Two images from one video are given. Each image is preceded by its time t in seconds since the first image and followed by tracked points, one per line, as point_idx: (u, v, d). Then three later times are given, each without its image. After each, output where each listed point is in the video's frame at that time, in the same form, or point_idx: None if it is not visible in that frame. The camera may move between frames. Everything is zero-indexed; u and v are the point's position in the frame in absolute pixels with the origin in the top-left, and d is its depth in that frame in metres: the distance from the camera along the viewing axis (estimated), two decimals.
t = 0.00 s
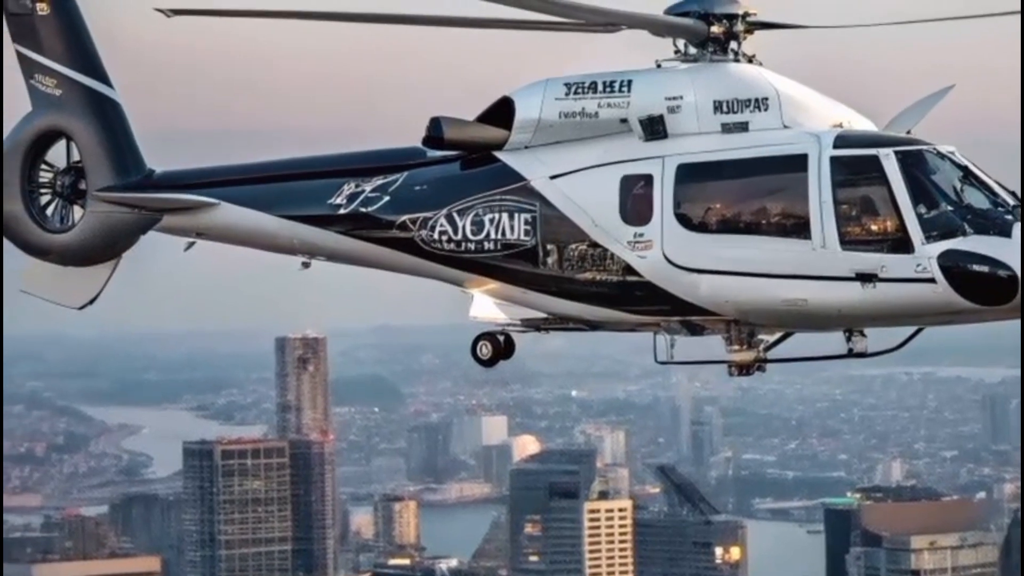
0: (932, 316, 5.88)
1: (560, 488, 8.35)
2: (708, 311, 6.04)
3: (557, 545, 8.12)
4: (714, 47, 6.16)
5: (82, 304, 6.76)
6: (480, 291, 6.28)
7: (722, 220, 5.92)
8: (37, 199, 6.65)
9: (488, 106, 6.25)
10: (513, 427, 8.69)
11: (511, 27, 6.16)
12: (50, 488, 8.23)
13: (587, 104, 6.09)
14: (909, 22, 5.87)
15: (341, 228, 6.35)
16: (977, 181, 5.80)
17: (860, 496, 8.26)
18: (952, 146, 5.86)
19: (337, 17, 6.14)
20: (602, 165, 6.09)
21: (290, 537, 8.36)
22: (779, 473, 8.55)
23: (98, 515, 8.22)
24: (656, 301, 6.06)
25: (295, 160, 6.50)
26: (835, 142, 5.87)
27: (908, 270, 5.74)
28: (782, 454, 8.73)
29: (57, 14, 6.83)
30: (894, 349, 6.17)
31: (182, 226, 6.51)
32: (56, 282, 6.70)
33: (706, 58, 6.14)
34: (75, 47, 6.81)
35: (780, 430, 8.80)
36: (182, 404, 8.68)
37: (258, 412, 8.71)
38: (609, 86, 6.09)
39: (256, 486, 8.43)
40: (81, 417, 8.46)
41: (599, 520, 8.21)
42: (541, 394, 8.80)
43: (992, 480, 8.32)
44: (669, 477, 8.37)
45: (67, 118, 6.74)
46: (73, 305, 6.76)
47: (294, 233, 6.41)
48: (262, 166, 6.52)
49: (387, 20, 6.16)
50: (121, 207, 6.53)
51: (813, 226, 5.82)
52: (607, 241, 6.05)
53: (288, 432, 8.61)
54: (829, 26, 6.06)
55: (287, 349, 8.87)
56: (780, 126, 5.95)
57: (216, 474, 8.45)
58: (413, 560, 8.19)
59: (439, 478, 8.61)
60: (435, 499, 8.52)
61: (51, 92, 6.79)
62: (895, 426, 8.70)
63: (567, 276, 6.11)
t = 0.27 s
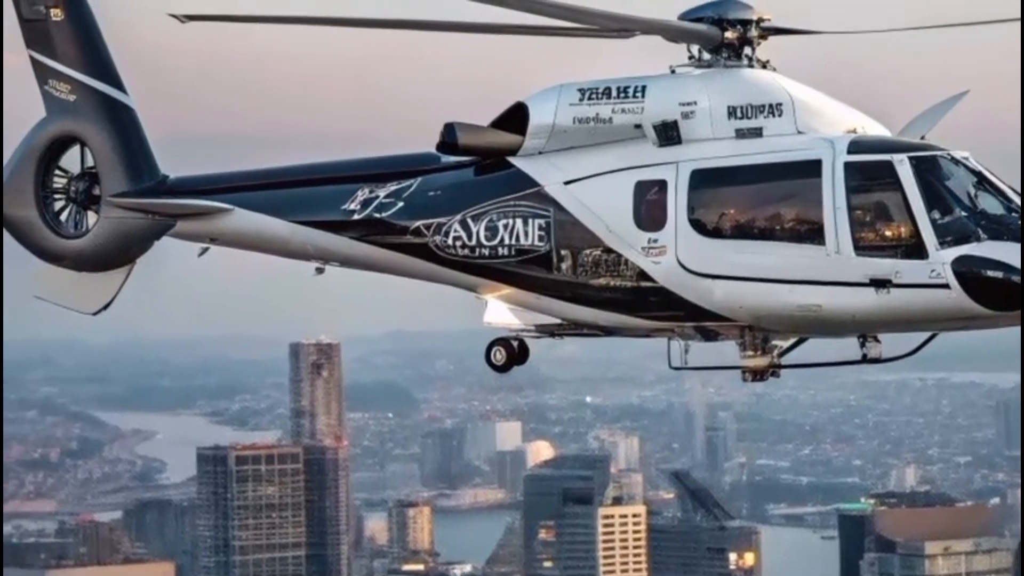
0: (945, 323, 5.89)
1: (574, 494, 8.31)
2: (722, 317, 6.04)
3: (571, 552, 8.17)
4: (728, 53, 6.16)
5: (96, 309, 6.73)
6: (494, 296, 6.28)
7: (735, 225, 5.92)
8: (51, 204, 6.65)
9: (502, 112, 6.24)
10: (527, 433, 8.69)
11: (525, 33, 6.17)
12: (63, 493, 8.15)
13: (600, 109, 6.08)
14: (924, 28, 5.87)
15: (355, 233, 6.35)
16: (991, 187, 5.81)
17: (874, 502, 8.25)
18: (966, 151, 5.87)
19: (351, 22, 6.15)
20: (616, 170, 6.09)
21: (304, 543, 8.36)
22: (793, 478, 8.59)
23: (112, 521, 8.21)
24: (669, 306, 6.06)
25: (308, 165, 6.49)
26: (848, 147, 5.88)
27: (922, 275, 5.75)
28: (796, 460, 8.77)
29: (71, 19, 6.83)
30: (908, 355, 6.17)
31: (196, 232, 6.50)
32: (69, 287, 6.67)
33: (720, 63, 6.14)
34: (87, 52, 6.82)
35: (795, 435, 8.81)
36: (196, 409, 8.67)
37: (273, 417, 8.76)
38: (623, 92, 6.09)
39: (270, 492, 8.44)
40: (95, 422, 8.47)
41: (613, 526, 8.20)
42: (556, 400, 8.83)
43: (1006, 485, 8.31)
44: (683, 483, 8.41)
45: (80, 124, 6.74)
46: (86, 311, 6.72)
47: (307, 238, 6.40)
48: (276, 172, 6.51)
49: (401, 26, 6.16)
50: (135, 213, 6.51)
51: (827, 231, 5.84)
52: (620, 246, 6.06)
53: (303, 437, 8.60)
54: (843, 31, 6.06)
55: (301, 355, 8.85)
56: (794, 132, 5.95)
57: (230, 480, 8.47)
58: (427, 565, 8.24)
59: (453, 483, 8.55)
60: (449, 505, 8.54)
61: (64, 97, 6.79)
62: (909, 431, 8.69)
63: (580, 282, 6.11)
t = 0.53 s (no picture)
0: (960, 328, 5.90)
1: (588, 500, 8.32)
2: (736, 323, 6.05)
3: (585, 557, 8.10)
4: (742, 59, 6.16)
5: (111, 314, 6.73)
6: (508, 302, 6.28)
7: (750, 231, 5.93)
8: (65, 211, 6.65)
9: (517, 117, 6.24)
10: (541, 438, 8.69)
11: (540, 38, 6.17)
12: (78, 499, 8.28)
13: (615, 115, 6.09)
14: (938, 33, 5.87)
15: (370, 238, 6.34)
16: (1005, 192, 5.82)
17: (888, 507, 8.19)
18: (981, 157, 5.88)
19: (365, 28, 6.16)
20: (630, 176, 6.09)
21: (318, 549, 8.39)
22: (808, 484, 8.59)
23: (126, 527, 8.21)
24: (684, 312, 6.06)
25: (322, 171, 6.49)
26: (862, 153, 5.89)
27: (937, 281, 5.76)
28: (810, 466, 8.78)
29: (86, 25, 6.81)
30: (923, 360, 6.16)
31: (210, 237, 6.47)
32: (83, 293, 6.67)
33: (734, 69, 6.15)
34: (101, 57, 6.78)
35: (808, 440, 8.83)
36: (210, 415, 8.67)
37: (285, 422, 8.75)
38: (637, 97, 6.10)
39: (284, 498, 8.45)
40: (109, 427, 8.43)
41: (627, 532, 8.09)
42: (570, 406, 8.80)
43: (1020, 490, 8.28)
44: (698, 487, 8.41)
45: (94, 130, 6.71)
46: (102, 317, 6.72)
47: (322, 244, 6.39)
48: (290, 177, 6.51)
49: (416, 31, 6.17)
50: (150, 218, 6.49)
51: (842, 237, 5.85)
52: (635, 252, 6.06)
53: (316, 443, 8.66)
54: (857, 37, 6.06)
55: (315, 360, 8.86)
56: (808, 138, 5.98)
57: (245, 485, 8.46)
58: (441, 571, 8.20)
59: (468, 489, 8.59)
60: (463, 510, 8.53)
61: (78, 103, 6.76)
62: (923, 437, 8.68)
63: (595, 287, 6.12)
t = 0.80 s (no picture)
0: (973, 334, 5.91)
1: (603, 506, 8.22)
2: (750, 329, 6.06)
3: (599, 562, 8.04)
4: (755, 64, 6.15)
5: (125, 320, 6.72)
6: (522, 308, 6.28)
7: (764, 236, 5.94)
8: (79, 216, 6.66)
9: (530, 123, 6.24)
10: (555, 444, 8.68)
11: (554, 44, 6.17)
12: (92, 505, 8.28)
13: (629, 121, 6.09)
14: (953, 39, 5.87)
15: (384, 244, 6.34)
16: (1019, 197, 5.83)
17: (902, 513, 8.17)
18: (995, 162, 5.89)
19: (380, 33, 6.16)
20: (644, 181, 6.10)
21: (333, 556, 8.39)
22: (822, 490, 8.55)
23: (141, 532, 8.19)
24: (698, 318, 6.07)
25: (336, 176, 6.49)
26: (877, 158, 5.90)
27: (950, 286, 5.77)
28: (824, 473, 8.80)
29: (100, 30, 6.80)
30: (937, 365, 6.15)
31: (224, 243, 6.47)
32: (97, 299, 6.67)
33: (748, 74, 6.14)
34: (114, 62, 6.78)
35: (822, 446, 8.78)
36: (225, 420, 8.64)
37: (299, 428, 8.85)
38: (651, 103, 6.09)
39: (298, 503, 8.53)
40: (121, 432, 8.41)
41: (641, 538, 8.04)
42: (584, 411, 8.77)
43: None
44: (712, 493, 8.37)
45: (108, 135, 6.70)
46: (115, 323, 6.72)
47: (336, 249, 6.39)
48: (303, 183, 6.51)
49: (430, 37, 6.17)
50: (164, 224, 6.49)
51: (855, 243, 5.86)
52: (649, 257, 6.07)
53: (330, 449, 8.68)
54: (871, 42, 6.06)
55: (329, 365, 8.85)
56: (822, 143, 5.98)
57: (258, 491, 8.52)
58: None
59: (481, 495, 8.57)
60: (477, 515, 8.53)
61: (92, 108, 6.76)
62: (937, 442, 8.67)
63: (609, 293, 6.12)
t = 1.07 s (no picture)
0: (987, 340, 5.92)
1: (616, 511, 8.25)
2: (764, 335, 6.06)
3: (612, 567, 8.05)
4: (770, 70, 6.16)
5: (138, 326, 6.73)
6: (537, 314, 6.28)
7: (778, 242, 5.94)
8: (93, 221, 6.65)
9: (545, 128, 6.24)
10: (570, 450, 8.70)
11: (568, 50, 6.18)
12: (106, 510, 8.31)
13: (643, 126, 6.10)
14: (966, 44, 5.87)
15: (398, 250, 6.34)
16: None
17: (916, 518, 8.19)
18: (1008, 168, 5.90)
19: (394, 39, 6.17)
20: (658, 187, 6.10)
21: (346, 560, 8.28)
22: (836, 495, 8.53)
23: (155, 538, 8.22)
24: (712, 323, 6.07)
25: (350, 182, 6.50)
26: (891, 164, 5.90)
27: (964, 292, 5.78)
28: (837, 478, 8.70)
29: (114, 36, 6.80)
30: (952, 371, 6.14)
31: (238, 249, 6.48)
32: (111, 305, 6.67)
33: (762, 80, 6.16)
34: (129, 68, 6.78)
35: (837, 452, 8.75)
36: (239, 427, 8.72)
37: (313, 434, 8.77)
38: (666, 109, 6.10)
39: (312, 509, 8.38)
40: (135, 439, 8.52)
41: (655, 543, 8.01)
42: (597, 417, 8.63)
43: None
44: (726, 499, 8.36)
45: (123, 141, 6.71)
46: (129, 328, 6.73)
47: (351, 255, 6.40)
48: (318, 189, 6.51)
49: (444, 43, 6.18)
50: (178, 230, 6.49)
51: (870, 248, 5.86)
52: (663, 263, 6.07)
53: (344, 454, 8.61)
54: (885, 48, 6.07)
55: (344, 371, 8.84)
56: (837, 149, 5.99)
57: (272, 496, 8.38)
58: None
59: (496, 500, 8.54)
60: (491, 521, 8.48)
61: (106, 114, 6.76)
62: (951, 448, 8.65)
63: (623, 299, 6.12)
